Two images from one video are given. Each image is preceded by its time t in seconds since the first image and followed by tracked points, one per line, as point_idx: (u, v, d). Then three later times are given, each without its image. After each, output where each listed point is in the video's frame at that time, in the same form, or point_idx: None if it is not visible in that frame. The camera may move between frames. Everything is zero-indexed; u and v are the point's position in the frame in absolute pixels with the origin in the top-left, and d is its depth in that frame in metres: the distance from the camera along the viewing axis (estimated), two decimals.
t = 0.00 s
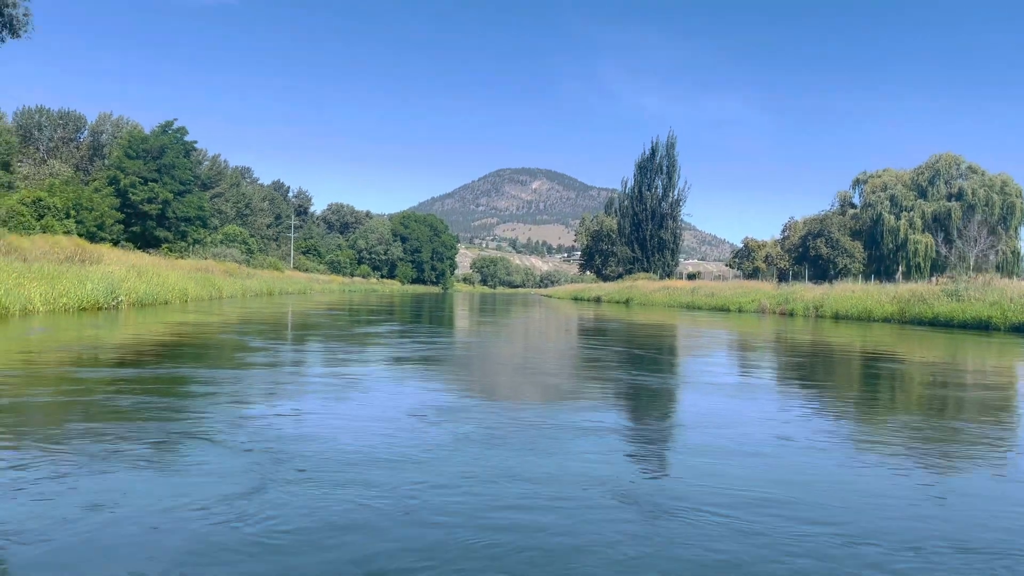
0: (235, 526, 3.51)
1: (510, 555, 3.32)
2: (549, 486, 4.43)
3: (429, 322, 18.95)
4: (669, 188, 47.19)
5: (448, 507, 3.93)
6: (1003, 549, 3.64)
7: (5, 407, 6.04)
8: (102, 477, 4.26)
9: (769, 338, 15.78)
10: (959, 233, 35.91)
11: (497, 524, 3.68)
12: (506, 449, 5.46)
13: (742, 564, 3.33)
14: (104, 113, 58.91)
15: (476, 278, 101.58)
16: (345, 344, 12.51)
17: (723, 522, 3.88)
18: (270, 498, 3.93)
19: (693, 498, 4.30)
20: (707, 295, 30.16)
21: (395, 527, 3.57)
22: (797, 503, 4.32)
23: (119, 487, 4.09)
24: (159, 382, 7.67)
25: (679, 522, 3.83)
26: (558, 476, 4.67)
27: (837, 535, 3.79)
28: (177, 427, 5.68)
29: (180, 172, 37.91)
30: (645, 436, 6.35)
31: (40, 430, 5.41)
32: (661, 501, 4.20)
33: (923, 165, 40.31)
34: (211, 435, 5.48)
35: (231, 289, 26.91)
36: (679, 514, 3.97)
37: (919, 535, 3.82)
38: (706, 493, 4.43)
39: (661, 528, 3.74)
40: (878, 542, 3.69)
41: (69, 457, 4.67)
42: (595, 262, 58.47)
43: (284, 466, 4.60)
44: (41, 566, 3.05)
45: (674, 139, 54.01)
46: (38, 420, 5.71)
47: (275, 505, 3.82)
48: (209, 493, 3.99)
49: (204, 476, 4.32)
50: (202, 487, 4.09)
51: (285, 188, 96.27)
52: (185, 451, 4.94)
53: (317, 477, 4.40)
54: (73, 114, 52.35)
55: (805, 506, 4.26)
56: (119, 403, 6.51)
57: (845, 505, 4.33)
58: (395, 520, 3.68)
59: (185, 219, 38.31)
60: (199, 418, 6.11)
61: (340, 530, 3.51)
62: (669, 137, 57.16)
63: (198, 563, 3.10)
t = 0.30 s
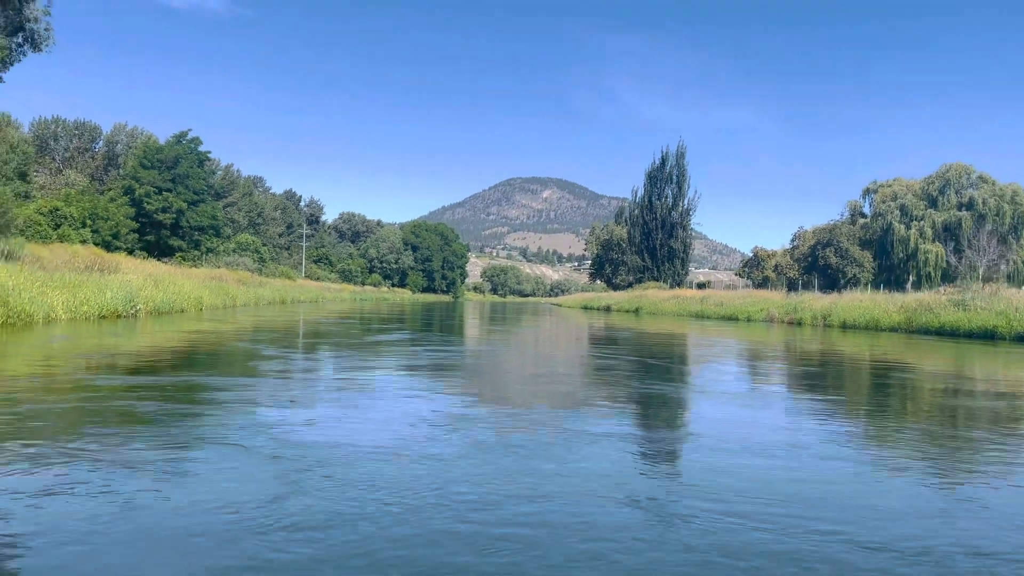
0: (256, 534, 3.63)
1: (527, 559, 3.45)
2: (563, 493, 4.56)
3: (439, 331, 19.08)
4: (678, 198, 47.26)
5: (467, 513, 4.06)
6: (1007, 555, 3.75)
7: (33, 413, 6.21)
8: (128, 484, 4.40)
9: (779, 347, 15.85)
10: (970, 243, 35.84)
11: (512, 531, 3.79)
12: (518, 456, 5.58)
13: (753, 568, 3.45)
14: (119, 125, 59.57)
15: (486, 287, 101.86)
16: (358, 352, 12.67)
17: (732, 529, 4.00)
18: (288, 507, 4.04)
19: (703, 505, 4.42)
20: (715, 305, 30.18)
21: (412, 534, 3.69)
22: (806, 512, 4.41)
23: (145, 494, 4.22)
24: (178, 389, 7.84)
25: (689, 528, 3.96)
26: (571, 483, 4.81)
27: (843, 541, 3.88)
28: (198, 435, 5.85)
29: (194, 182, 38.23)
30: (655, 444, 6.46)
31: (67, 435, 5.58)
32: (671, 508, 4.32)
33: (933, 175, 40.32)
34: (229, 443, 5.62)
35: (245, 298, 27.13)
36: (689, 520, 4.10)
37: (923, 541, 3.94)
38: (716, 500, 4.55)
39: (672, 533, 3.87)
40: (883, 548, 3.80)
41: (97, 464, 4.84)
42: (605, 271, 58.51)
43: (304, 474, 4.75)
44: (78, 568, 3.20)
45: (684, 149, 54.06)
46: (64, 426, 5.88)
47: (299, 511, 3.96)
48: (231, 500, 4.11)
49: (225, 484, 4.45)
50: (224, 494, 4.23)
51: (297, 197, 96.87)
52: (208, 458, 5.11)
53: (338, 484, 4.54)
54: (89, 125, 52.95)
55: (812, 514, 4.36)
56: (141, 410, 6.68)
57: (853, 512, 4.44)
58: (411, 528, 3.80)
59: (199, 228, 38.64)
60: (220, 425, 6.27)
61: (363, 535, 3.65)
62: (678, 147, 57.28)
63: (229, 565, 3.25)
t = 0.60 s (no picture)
0: (276, 535, 3.75)
1: (536, 565, 3.51)
2: (570, 499, 4.63)
3: (446, 337, 19.19)
4: (683, 203, 47.36)
5: (476, 519, 4.13)
6: (1010, 561, 3.79)
7: (47, 419, 6.31)
8: (150, 488, 4.53)
9: (783, 352, 15.94)
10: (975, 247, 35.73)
11: (523, 533, 3.91)
12: (527, 461, 5.69)
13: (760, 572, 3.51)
14: (129, 133, 59.94)
15: (492, 292, 101.98)
16: (367, 358, 12.77)
17: (737, 533, 4.07)
18: (307, 509, 4.17)
19: (708, 510, 4.49)
20: (721, 310, 30.24)
21: (426, 536, 3.81)
22: (809, 514, 4.52)
23: (166, 497, 4.35)
24: (189, 395, 7.94)
25: (696, 534, 4.02)
26: (578, 488, 4.87)
27: (844, 543, 4.00)
28: (210, 440, 5.93)
29: (202, 190, 38.47)
30: (661, 448, 6.57)
31: (82, 441, 5.67)
32: (678, 514, 4.38)
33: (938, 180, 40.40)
34: (244, 447, 5.75)
35: (254, 304, 27.30)
36: (697, 526, 4.16)
37: (928, 547, 3.99)
38: (721, 505, 4.61)
39: (679, 538, 3.93)
40: (887, 553, 3.86)
41: (113, 468, 4.93)
42: (611, 277, 58.58)
43: (315, 479, 4.82)
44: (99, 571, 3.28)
45: (689, 155, 54.11)
46: (78, 432, 5.97)
47: (312, 516, 4.04)
48: (251, 503, 4.23)
49: (244, 487, 4.58)
50: (243, 497, 4.36)
51: (303, 204, 97.23)
52: (220, 463, 5.19)
53: (349, 490, 4.61)
54: (99, 133, 53.36)
55: (814, 517, 4.46)
56: (154, 416, 6.77)
57: (858, 518, 4.49)
58: (424, 530, 3.92)
59: (208, 235, 38.88)
60: (231, 430, 6.35)
61: (375, 540, 3.72)
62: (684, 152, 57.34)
63: (248, 568, 3.32)
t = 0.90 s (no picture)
0: (297, 536, 3.87)
1: (543, 562, 3.64)
2: (577, 500, 4.74)
3: (453, 340, 19.31)
4: (689, 206, 47.40)
5: (487, 519, 4.26)
6: (1005, 558, 3.91)
7: (63, 420, 6.46)
8: (172, 489, 4.65)
9: (788, 354, 16.00)
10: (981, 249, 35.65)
11: (535, 534, 4.03)
12: (536, 463, 5.80)
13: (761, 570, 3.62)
14: (138, 138, 60.24)
15: (499, 295, 102.10)
16: (374, 361, 12.91)
17: (743, 534, 4.17)
18: (324, 511, 4.29)
19: (715, 511, 4.60)
20: (726, 312, 30.29)
21: (442, 537, 3.92)
22: (814, 515, 4.62)
23: (188, 499, 4.46)
24: (200, 397, 8.08)
25: (700, 533, 4.15)
26: (586, 490, 4.99)
27: (849, 543, 4.10)
28: (221, 442, 6.06)
29: (211, 194, 38.68)
30: (668, 450, 6.66)
31: (98, 442, 5.81)
32: (686, 516, 4.48)
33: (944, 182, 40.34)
34: (260, 449, 5.86)
35: (262, 308, 27.46)
36: (704, 527, 4.27)
37: (928, 545, 4.11)
38: (725, 507, 4.72)
39: (687, 538, 4.04)
40: (886, 552, 3.97)
41: (130, 470, 5.06)
42: (617, 280, 58.63)
43: (329, 481, 4.95)
44: (125, 569, 3.40)
45: (695, 157, 54.13)
46: (93, 432, 6.11)
47: (323, 519, 4.14)
48: (270, 505, 4.35)
49: (263, 489, 4.71)
50: (263, 499, 4.48)
51: (310, 208, 97.57)
52: (234, 465, 5.32)
53: (360, 492, 4.73)
54: (108, 138, 53.66)
55: (818, 518, 4.58)
56: (166, 418, 6.90)
57: (860, 518, 4.61)
58: (440, 530, 4.04)
59: (216, 239, 39.10)
60: (244, 433, 6.48)
61: (387, 539, 3.85)
62: (690, 155, 57.36)
63: (271, 568, 3.44)
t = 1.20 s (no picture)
0: (311, 537, 3.98)
1: (554, 562, 3.75)
2: (585, 502, 4.84)
3: (459, 343, 19.43)
4: (694, 210, 47.44)
5: (497, 521, 4.37)
6: (1004, 559, 4.02)
7: (76, 423, 6.56)
8: (188, 491, 4.76)
9: (793, 358, 16.06)
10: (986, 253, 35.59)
11: (543, 536, 4.13)
12: (543, 465, 5.92)
13: (767, 570, 3.73)
14: (146, 143, 60.53)
15: (505, 299, 102.30)
16: (381, 365, 13.02)
17: (744, 535, 4.28)
18: (335, 512, 4.40)
19: (719, 514, 4.69)
20: (730, 315, 30.33)
21: (452, 539, 4.02)
22: (815, 517, 4.72)
23: (203, 501, 4.57)
24: (211, 401, 8.20)
25: (706, 534, 4.26)
26: (594, 493, 5.10)
27: (853, 546, 4.18)
28: (232, 444, 6.17)
29: (219, 199, 38.89)
30: (673, 453, 6.77)
31: (112, 444, 5.92)
32: (691, 518, 4.58)
33: (948, 185, 40.34)
34: (270, 452, 5.97)
35: (270, 311, 27.60)
36: (708, 529, 4.37)
37: (929, 546, 4.21)
38: (730, 509, 4.83)
39: (690, 540, 4.14)
40: (887, 554, 4.07)
41: (145, 473, 5.17)
42: (622, 283, 58.70)
43: (339, 484, 5.04)
44: (146, 568, 3.50)
45: (699, 161, 54.16)
46: (108, 435, 6.23)
47: (336, 521, 4.24)
48: (283, 507, 4.47)
49: (276, 492, 4.81)
50: (275, 502, 4.58)
51: (316, 212, 98.02)
52: (245, 468, 5.42)
53: (372, 494, 4.84)
54: (117, 143, 54.00)
55: (821, 520, 4.66)
56: (178, 421, 7.00)
57: (863, 520, 4.71)
58: (450, 531, 4.15)
59: (224, 244, 39.30)
60: (254, 436, 6.58)
61: (399, 540, 3.96)
62: (695, 159, 57.50)
63: (288, 567, 3.55)
